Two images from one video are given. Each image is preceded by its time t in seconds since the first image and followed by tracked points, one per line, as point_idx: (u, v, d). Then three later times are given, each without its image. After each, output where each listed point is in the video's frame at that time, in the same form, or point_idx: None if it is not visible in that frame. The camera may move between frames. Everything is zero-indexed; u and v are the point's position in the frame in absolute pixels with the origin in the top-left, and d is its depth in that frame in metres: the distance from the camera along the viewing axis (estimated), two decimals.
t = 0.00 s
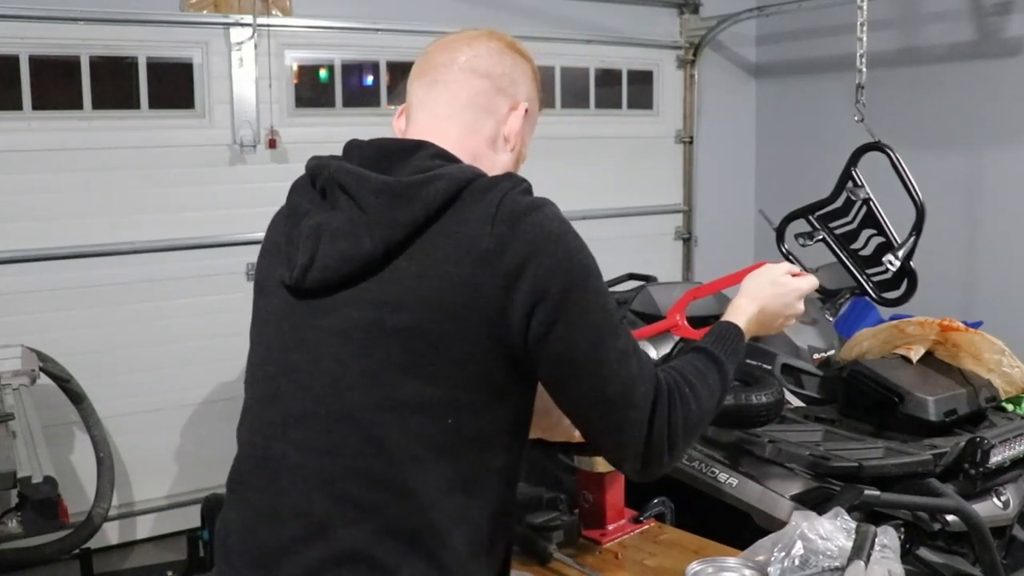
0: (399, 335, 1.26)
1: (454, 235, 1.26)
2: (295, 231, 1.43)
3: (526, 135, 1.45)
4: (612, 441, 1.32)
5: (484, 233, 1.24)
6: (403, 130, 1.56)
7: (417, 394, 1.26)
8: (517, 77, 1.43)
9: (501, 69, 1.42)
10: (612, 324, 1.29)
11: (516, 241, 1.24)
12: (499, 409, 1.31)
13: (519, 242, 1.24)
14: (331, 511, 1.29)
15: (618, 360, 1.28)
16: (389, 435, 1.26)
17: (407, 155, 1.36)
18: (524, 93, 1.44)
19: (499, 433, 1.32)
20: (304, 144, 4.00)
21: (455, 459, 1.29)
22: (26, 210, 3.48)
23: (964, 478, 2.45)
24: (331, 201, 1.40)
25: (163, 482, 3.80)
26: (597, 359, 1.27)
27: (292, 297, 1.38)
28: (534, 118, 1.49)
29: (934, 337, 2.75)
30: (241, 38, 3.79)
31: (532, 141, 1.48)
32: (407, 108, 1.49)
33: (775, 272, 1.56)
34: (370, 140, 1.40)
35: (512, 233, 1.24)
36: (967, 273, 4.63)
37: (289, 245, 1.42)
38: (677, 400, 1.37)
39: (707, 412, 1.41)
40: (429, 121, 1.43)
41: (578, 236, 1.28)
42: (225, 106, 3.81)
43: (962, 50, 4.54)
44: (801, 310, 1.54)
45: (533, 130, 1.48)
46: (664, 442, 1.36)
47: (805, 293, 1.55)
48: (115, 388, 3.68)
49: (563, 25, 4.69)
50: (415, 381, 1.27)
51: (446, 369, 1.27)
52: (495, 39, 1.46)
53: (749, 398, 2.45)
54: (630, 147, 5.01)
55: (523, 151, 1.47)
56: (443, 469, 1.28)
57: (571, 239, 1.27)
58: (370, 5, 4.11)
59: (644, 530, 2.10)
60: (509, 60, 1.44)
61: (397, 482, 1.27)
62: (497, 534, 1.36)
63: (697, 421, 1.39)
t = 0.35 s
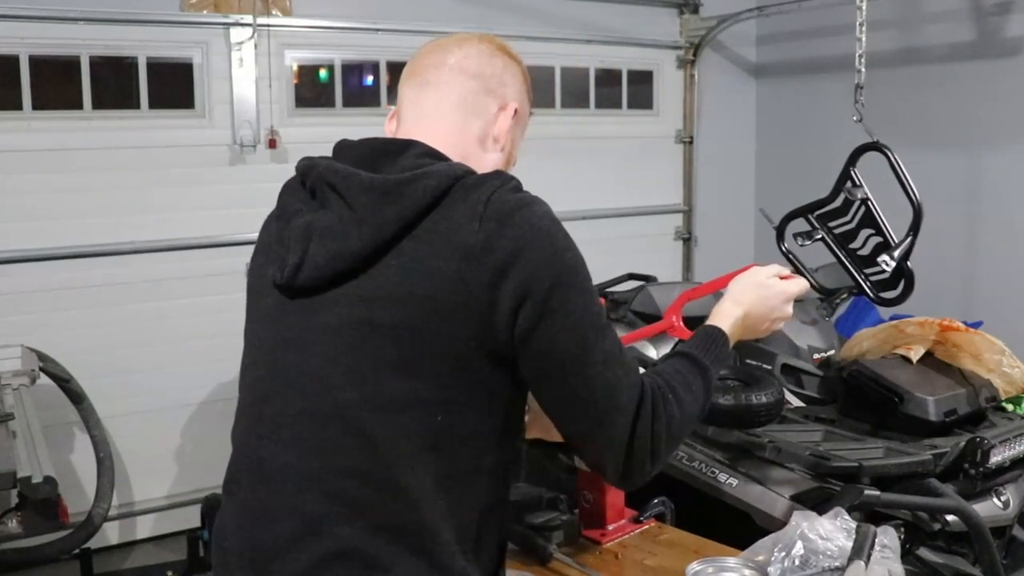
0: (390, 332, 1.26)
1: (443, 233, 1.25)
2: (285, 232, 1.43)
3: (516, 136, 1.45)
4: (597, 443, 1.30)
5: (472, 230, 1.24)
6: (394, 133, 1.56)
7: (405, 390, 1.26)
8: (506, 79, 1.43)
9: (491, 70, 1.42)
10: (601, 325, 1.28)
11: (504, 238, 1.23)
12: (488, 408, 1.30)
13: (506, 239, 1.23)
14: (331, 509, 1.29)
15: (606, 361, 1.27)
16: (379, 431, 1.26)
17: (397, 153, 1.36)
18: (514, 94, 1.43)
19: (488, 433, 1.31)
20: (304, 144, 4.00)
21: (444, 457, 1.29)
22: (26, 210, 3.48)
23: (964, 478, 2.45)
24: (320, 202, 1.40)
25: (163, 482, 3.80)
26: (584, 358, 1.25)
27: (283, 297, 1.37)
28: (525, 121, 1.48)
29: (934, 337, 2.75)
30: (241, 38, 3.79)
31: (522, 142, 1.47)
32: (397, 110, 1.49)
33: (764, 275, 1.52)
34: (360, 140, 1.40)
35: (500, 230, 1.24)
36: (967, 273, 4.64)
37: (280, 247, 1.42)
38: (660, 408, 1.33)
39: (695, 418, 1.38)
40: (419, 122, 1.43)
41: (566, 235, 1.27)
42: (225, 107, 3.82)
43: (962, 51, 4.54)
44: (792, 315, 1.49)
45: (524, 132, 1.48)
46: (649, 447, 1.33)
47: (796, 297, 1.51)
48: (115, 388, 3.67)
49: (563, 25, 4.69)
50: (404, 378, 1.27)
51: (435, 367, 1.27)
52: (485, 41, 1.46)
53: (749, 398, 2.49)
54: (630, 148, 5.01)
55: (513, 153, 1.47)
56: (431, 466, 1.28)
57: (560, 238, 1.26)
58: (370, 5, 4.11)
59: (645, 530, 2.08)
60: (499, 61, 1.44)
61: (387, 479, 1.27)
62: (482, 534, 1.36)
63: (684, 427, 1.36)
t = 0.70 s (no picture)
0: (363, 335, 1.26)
1: (416, 237, 1.25)
2: (264, 237, 1.44)
3: (499, 138, 1.45)
4: (565, 454, 1.29)
5: (444, 234, 1.24)
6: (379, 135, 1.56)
7: (377, 395, 1.26)
8: (488, 81, 1.43)
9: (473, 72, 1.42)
10: (576, 333, 1.27)
11: (476, 242, 1.23)
12: (461, 414, 1.30)
13: (478, 244, 1.23)
14: (320, 509, 1.28)
15: (577, 372, 1.26)
16: (352, 434, 1.27)
17: (372, 158, 1.36)
18: (496, 97, 1.43)
19: (461, 438, 1.31)
20: (304, 144, 4.00)
21: (417, 462, 1.28)
22: (26, 210, 3.48)
23: (964, 478, 2.45)
24: (297, 206, 1.40)
25: (162, 483, 3.80)
26: (554, 367, 1.24)
27: (262, 301, 1.38)
28: (509, 122, 1.48)
29: (934, 337, 2.75)
30: (241, 38, 3.79)
31: (506, 144, 1.47)
32: (381, 113, 1.50)
33: (748, 293, 1.51)
34: (339, 144, 1.41)
35: (473, 234, 1.23)
36: (967, 273, 4.63)
37: (259, 251, 1.43)
38: (636, 424, 1.32)
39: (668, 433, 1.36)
40: (401, 125, 1.43)
41: (542, 242, 1.26)
42: (225, 106, 3.82)
43: (962, 51, 4.54)
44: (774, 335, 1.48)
45: (508, 134, 1.47)
46: (619, 462, 1.31)
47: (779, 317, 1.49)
48: (114, 388, 3.67)
49: (564, 25, 4.69)
50: (376, 381, 1.26)
51: (407, 370, 1.26)
52: (467, 44, 1.46)
53: (749, 399, 2.49)
54: (630, 148, 5.00)
55: (497, 155, 1.46)
56: (402, 472, 1.28)
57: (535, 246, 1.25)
58: (370, 5, 4.11)
59: (641, 530, 2.04)
60: (481, 64, 1.44)
61: (356, 480, 1.27)
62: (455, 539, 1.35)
63: (656, 442, 1.35)
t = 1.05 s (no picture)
0: (348, 332, 1.25)
1: (401, 237, 1.24)
2: (253, 236, 1.44)
3: (488, 138, 1.44)
4: (532, 470, 1.26)
5: (430, 234, 1.23)
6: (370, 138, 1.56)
7: (360, 393, 1.26)
8: (475, 81, 1.42)
9: (459, 73, 1.41)
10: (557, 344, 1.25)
11: (461, 244, 1.22)
12: (443, 416, 1.29)
13: (462, 247, 1.22)
14: (316, 507, 1.28)
15: (554, 384, 1.23)
16: (335, 432, 1.26)
17: (363, 159, 1.36)
18: (483, 98, 1.42)
19: (444, 440, 1.30)
20: (304, 144, 4.00)
21: (403, 462, 1.28)
22: (26, 210, 3.48)
23: (964, 478, 2.44)
24: (287, 205, 1.40)
25: (163, 483, 3.80)
26: (531, 378, 1.22)
27: (251, 299, 1.39)
28: (499, 122, 1.47)
29: (934, 337, 2.74)
30: (241, 38, 3.79)
31: (496, 144, 1.46)
32: (371, 116, 1.49)
33: (722, 313, 1.48)
34: (328, 146, 1.40)
35: (458, 236, 1.22)
36: (967, 273, 4.63)
37: (248, 251, 1.43)
38: (604, 444, 1.28)
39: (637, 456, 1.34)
40: (390, 128, 1.43)
41: (529, 248, 1.25)
42: (225, 106, 3.82)
43: (962, 51, 4.54)
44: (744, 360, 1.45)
45: (497, 135, 1.46)
46: (584, 486, 1.27)
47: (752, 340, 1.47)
48: (114, 388, 3.67)
49: (564, 25, 4.69)
50: (362, 380, 1.26)
51: (391, 370, 1.26)
52: (454, 45, 1.45)
53: (750, 398, 2.49)
54: (630, 149, 5.00)
55: (487, 156, 1.45)
56: (382, 473, 1.27)
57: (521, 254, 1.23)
58: (369, 5, 4.11)
59: (640, 530, 1.99)
60: (468, 64, 1.43)
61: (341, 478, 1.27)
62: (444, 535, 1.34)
63: (624, 466, 1.31)
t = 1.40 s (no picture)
0: (331, 337, 1.24)
1: (387, 246, 1.22)
2: (243, 238, 1.43)
3: (482, 136, 1.39)
4: (492, 493, 1.22)
5: (415, 244, 1.21)
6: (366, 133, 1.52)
7: (342, 399, 1.24)
8: (466, 77, 1.37)
9: (449, 70, 1.36)
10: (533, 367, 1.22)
11: (444, 257, 1.20)
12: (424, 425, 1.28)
13: (445, 261, 1.19)
14: (311, 509, 1.28)
15: (523, 409, 1.20)
16: (318, 436, 1.26)
17: (354, 164, 1.32)
18: (474, 95, 1.37)
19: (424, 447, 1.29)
20: (304, 144, 4.00)
21: (386, 469, 1.27)
22: (26, 210, 3.48)
23: (964, 478, 2.44)
24: (276, 208, 1.39)
25: (163, 482, 3.80)
26: (501, 399, 1.19)
27: (240, 302, 1.37)
28: (493, 116, 1.42)
29: (934, 337, 2.75)
30: (241, 38, 3.79)
31: (490, 140, 1.41)
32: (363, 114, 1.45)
33: (678, 336, 1.49)
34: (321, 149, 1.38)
35: (442, 249, 1.20)
36: (967, 273, 4.62)
37: (238, 252, 1.42)
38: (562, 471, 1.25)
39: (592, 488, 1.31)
40: (380, 129, 1.39)
41: (514, 265, 1.23)
42: (225, 106, 3.82)
43: (962, 50, 4.54)
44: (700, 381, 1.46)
45: (492, 130, 1.41)
46: (540, 517, 1.24)
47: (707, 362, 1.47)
48: (114, 388, 3.67)
49: (563, 25, 4.70)
50: (345, 387, 1.25)
51: (373, 379, 1.24)
52: (444, 38, 1.39)
53: (750, 399, 2.52)
54: (630, 149, 5.01)
55: (481, 153, 1.41)
56: (361, 479, 1.26)
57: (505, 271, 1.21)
58: (369, 4, 4.11)
59: (640, 530, 1.98)
60: (459, 58, 1.38)
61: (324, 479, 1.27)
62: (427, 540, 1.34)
63: (580, 498, 1.28)
